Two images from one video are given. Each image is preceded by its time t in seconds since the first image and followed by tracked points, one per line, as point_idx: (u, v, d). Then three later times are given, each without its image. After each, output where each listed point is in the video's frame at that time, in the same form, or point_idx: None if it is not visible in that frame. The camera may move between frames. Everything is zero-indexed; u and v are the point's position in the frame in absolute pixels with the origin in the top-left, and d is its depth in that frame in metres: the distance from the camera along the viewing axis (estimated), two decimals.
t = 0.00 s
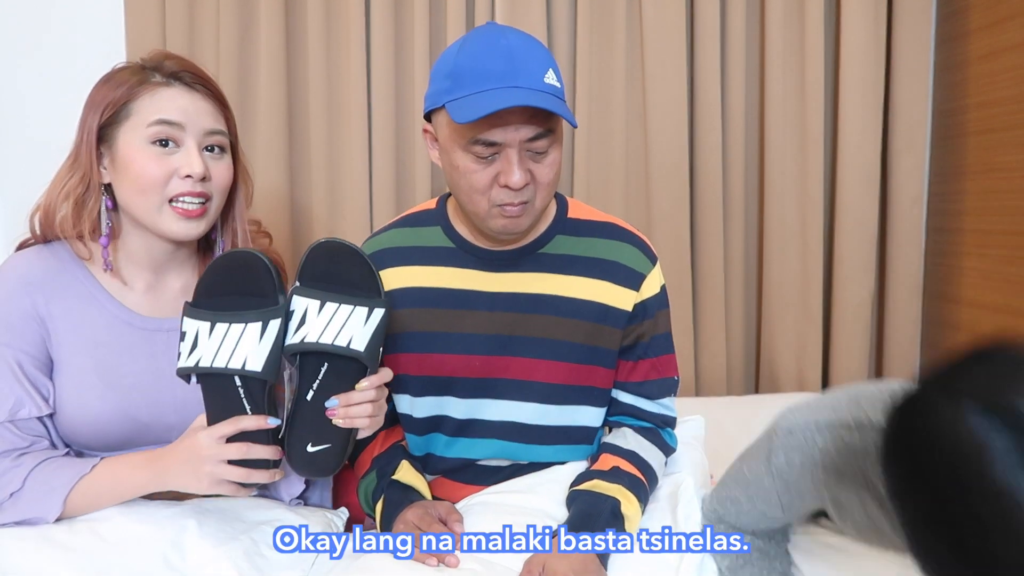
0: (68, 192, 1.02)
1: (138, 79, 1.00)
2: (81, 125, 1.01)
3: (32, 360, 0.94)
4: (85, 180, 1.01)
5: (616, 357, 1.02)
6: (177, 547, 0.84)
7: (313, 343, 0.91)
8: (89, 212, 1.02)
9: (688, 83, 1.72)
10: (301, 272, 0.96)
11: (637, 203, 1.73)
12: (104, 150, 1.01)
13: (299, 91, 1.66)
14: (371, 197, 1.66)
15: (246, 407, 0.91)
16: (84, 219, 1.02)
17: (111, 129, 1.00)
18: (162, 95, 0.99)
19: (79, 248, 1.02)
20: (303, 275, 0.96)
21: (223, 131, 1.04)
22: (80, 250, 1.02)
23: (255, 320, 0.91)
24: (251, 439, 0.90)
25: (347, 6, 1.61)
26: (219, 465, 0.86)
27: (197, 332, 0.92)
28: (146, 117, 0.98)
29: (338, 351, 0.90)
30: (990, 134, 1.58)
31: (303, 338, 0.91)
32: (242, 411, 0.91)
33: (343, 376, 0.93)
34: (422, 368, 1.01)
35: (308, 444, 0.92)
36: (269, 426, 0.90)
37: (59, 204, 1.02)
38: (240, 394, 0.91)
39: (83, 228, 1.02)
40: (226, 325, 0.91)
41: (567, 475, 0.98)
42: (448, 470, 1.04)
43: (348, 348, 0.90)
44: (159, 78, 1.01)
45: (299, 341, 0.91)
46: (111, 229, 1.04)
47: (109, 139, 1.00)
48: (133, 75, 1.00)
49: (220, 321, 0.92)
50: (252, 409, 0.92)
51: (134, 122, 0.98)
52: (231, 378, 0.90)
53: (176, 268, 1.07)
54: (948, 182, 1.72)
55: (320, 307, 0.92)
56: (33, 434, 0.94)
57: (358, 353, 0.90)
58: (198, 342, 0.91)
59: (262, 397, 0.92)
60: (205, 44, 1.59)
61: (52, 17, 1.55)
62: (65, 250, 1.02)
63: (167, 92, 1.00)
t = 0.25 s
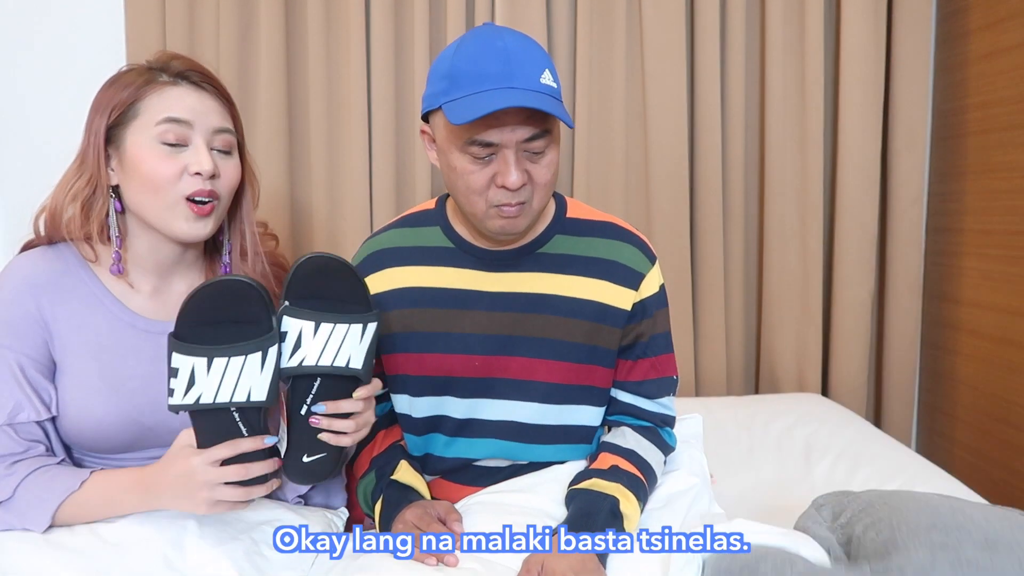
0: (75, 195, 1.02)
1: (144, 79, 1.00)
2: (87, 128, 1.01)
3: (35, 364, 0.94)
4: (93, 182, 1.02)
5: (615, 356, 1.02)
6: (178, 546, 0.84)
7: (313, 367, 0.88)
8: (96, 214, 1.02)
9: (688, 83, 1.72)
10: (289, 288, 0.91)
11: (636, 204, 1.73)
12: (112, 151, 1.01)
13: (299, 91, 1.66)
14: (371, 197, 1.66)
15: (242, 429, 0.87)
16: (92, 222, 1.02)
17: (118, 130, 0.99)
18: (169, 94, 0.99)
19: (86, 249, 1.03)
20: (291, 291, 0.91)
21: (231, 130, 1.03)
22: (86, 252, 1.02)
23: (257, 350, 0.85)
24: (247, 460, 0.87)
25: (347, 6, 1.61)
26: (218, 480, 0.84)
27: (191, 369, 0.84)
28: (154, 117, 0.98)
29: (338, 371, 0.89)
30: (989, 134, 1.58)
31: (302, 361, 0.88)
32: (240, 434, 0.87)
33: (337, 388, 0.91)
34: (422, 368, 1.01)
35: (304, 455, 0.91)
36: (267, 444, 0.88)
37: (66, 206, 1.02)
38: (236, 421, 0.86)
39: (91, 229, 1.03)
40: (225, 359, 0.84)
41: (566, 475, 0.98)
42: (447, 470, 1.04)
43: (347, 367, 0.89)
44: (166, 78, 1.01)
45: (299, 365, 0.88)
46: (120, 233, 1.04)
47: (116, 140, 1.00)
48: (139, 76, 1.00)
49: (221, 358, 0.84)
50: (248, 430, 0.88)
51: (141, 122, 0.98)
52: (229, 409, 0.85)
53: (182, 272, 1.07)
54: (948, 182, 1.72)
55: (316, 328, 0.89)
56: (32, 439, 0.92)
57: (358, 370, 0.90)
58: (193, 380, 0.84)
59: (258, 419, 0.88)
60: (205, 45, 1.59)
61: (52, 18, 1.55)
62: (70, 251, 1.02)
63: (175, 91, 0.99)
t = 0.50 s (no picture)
0: (77, 193, 0.99)
1: (137, 73, 0.98)
2: (85, 129, 0.99)
3: (38, 365, 0.92)
4: (95, 178, 0.99)
5: (615, 355, 1.02)
6: (178, 546, 0.84)
7: (301, 329, 0.88)
8: (102, 212, 1.00)
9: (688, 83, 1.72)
10: (256, 256, 0.89)
11: (636, 203, 1.73)
12: (112, 148, 0.99)
13: (299, 91, 1.66)
14: (371, 197, 1.66)
15: (219, 386, 0.85)
16: (99, 218, 1.00)
17: (117, 125, 0.98)
18: (164, 84, 0.98)
19: (93, 248, 1.00)
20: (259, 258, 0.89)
21: (227, 115, 1.02)
22: (94, 250, 1.00)
23: (219, 296, 0.86)
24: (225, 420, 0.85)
25: (347, 6, 1.61)
26: (194, 438, 0.82)
27: (154, 323, 0.82)
28: (151, 107, 0.96)
29: (327, 328, 0.91)
30: (989, 133, 1.58)
31: (290, 326, 0.88)
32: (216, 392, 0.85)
33: (319, 357, 0.92)
34: (423, 366, 1.01)
35: (300, 422, 0.89)
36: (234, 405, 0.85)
37: (69, 205, 0.99)
38: (211, 377, 0.85)
39: (99, 227, 1.00)
40: (186, 306, 0.84)
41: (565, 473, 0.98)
42: (447, 469, 1.04)
43: (335, 321, 0.92)
44: (159, 70, 1.00)
45: (288, 330, 0.87)
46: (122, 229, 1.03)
47: (116, 136, 0.98)
48: (131, 71, 0.99)
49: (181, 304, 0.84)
50: (224, 388, 0.86)
51: (139, 114, 0.96)
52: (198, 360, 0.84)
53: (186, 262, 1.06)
54: (948, 182, 1.72)
55: (295, 291, 0.89)
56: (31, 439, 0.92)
57: (342, 323, 0.94)
58: (158, 332, 0.82)
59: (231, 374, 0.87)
60: (205, 44, 1.59)
61: (52, 18, 1.55)
62: (76, 250, 1.00)
63: (169, 80, 0.98)
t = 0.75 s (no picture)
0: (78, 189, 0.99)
1: (145, 72, 0.98)
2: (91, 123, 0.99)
3: (34, 363, 0.91)
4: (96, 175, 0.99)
5: (615, 354, 1.02)
6: (179, 546, 0.84)
7: (351, 294, 0.89)
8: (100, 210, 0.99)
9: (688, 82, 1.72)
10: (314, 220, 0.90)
11: (636, 203, 1.73)
12: (115, 145, 0.98)
13: (298, 90, 1.66)
14: (371, 196, 1.66)
15: (172, 338, 0.84)
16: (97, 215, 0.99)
17: (121, 124, 0.97)
18: (171, 86, 0.97)
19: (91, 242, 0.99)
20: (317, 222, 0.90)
21: (233, 121, 1.01)
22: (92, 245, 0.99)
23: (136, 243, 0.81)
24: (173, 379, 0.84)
25: (347, 5, 1.61)
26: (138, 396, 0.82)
27: (80, 287, 0.79)
28: (156, 109, 0.96)
29: (371, 298, 0.91)
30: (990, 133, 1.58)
31: (340, 290, 0.89)
32: (170, 345, 0.84)
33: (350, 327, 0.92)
34: (425, 365, 1.01)
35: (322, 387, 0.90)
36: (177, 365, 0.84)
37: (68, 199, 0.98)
38: (160, 330, 0.84)
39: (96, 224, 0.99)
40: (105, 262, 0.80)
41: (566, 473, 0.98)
42: (448, 468, 1.04)
43: (378, 294, 0.92)
44: (167, 71, 0.99)
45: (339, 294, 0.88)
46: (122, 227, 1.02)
47: (119, 134, 0.97)
48: (139, 69, 0.98)
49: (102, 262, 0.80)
50: (178, 339, 0.84)
51: (143, 115, 0.96)
52: (142, 316, 0.83)
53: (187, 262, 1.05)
54: (948, 182, 1.72)
55: (350, 256, 0.89)
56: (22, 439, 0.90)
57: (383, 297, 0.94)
58: (87, 296, 0.79)
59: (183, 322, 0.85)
60: (204, 43, 1.59)
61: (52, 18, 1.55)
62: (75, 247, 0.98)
63: (176, 83, 0.98)
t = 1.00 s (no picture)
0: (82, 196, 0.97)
1: (158, 83, 0.97)
2: (100, 129, 0.98)
3: (34, 365, 0.91)
4: (101, 185, 0.98)
5: (617, 353, 1.02)
6: (179, 546, 0.84)
7: (295, 350, 0.88)
8: (105, 218, 0.98)
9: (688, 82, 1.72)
10: (253, 272, 0.90)
11: (636, 202, 1.73)
12: (122, 154, 0.98)
13: (298, 89, 1.66)
14: (371, 196, 1.66)
15: (218, 368, 0.92)
16: (101, 224, 0.98)
17: (130, 134, 0.97)
18: (182, 100, 0.96)
19: (94, 250, 0.98)
20: (256, 275, 0.90)
21: (243, 135, 1.01)
22: (95, 253, 0.98)
23: (217, 274, 0.91)
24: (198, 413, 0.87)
25: (347, 5, 1.61)
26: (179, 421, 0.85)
27: (158, 303, 0.87)
28: (166, 124, 0.95)
29: (320, 349, 0.91)
30: (990, 133, 1.58)
31: (284, 345, 0.88)
32: (214, 375, 0.91)
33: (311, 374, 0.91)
34: (427, 364, 1.01)
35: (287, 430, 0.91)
36: (212, 405, 0.89)
37: (74, 205, 0.97)
38: (208, 358, 0.91)
39: (99, 231, 0.98)
40: (187, 287, 0.88)
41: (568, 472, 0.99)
42: (450, 467, 1.04)
43: (328, 343, 0.92)
44: (179, 82, 0.98)
45: (283, 350, 0.87)
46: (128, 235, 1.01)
47: (128, 144, 0.97)
48: (152, 78, 0.97)
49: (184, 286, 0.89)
50: (223, 369, 0.92)
51: (152, 128, 0.96)
52: (196, 343, 0.91)
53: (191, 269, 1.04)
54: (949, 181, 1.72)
55: (292, 311, 0.89)
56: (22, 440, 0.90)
57: (337, 344, 0.93)
58: (163, 312, 0.87)
59: (229, 355, 0.93)
60: (204, 43, 1.59)
61: (51, 18, 1.55)
62: (77, 250, 0.98)
63: (188, 96, 0.97)
